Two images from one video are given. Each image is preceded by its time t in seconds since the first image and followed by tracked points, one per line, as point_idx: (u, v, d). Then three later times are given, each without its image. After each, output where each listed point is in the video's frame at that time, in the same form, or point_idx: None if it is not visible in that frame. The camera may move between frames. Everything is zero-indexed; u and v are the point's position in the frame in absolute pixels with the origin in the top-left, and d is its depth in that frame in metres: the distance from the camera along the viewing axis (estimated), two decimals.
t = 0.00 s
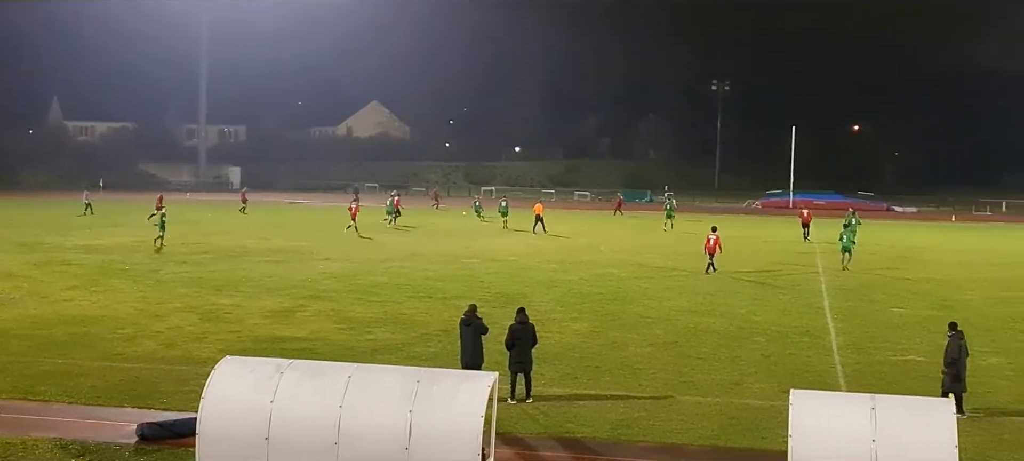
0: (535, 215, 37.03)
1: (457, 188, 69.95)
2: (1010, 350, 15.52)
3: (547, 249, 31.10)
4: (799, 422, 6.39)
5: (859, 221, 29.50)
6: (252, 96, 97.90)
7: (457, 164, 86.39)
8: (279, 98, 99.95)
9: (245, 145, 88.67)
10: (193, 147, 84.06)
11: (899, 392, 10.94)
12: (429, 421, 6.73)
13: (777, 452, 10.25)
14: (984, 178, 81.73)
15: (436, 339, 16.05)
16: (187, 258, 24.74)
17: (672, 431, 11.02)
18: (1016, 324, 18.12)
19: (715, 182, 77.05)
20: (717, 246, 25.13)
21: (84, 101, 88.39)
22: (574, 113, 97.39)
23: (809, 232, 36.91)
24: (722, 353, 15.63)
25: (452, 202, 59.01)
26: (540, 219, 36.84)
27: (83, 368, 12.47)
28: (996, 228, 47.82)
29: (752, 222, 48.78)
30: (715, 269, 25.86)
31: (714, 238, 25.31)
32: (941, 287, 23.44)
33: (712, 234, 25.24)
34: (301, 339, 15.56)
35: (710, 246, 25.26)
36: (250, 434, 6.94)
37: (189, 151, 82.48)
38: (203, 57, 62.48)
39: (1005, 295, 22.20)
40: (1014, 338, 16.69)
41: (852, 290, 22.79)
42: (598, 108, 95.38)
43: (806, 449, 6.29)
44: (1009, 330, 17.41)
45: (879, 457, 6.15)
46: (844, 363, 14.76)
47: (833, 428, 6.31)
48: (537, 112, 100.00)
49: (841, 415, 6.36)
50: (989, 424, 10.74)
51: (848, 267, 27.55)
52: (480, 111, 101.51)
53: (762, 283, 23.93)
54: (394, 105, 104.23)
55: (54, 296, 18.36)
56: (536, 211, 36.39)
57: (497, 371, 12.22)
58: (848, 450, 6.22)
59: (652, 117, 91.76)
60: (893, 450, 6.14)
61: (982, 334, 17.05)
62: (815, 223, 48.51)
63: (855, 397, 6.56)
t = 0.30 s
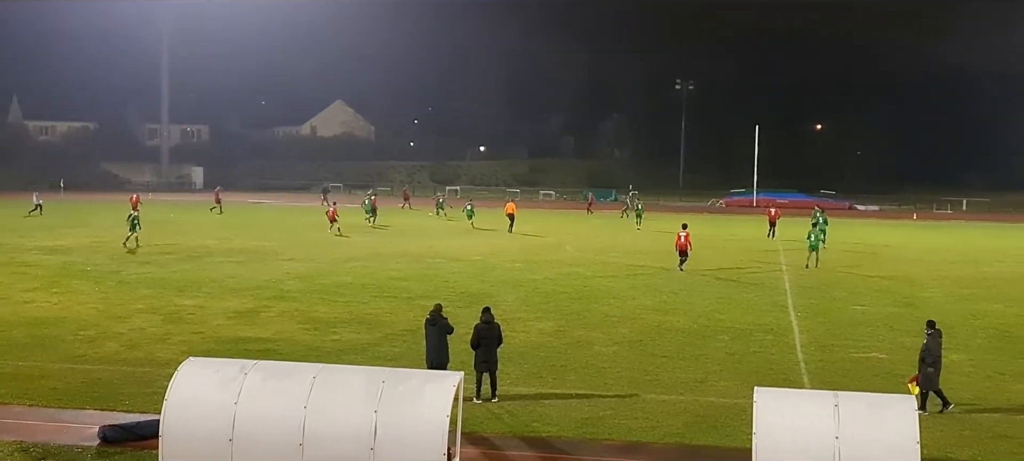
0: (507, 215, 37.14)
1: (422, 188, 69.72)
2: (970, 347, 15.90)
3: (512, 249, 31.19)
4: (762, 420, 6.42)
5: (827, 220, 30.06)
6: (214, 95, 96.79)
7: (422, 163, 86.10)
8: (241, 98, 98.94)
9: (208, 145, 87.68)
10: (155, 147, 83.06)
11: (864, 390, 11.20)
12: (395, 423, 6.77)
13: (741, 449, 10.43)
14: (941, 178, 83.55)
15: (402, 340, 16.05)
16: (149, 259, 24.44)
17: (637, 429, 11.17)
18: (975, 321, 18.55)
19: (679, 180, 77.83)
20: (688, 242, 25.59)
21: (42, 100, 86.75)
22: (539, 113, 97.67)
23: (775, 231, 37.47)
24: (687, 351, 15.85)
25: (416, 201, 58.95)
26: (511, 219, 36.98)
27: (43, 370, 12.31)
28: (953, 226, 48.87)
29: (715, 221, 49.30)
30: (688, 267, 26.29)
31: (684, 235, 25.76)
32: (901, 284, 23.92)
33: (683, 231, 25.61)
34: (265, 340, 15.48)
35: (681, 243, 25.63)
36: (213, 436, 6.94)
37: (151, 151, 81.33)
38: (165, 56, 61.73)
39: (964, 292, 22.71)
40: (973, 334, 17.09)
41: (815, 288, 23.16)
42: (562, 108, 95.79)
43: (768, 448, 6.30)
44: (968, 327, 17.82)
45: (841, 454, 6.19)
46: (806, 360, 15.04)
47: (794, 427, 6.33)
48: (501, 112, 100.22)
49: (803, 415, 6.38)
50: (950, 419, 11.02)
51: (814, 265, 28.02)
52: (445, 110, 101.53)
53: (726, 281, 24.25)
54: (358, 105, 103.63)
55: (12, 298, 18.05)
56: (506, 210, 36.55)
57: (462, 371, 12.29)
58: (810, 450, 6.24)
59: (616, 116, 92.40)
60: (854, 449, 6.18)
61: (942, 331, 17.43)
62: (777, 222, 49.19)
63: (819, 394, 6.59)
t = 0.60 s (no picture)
0: (489, 214, 37.23)
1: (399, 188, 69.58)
2: (942, 345, 16.18)
3: (489, 249, 31.23)
4: (740, 419, 6.37)
5: (806, 220, 30.56)
6: (188, 94, 96.09)
7: (398, 163, 85.91)
8: (216, 97, 98.26)
9: (182, 145, 87.02)
10: (129, 148, 82.18)
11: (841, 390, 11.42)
12: (370, 423, 6.80)
13: (716, 447, 10.55)
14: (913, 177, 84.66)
15: (378, 340, 16.07)
16: (123, 260, 24.25)
17: (613, 428, 11.27)
18: (949, 319, 18.87)
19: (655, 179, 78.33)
20: (672, 242, 25.89)
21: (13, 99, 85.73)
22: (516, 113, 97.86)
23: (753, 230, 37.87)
24: (663, 350, 15.99)
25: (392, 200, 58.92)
26: (493, 218, 37.11)
27: (15, 373, 12.21)
28: (926, 225, 49.57)
29: (690, 220, 49.61)
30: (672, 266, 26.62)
31: (668, 235, 26.06)
32: (876, 283, 24.30)
33: (667, 231, 25.94)
34: (241, 341, 15.43)
35: (665, 243, 25.96)
36: (188, 437, 6.95)
37: (125, 151, 80.59)
38: (138, 56, 61.09)
39: (938, 290, 23.10)
40: (945, 332, 17.38)
41: (790, 287, 23.43)
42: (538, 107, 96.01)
43: (744, 448, 6.27)
44: (941, 325, 18.13)
45: (818, 453, 6.17)
46: (782, 359, 15.22)
47: (768, 425, 6.32)
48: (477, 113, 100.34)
49: (777, 413, 6.36)
50: (923, 416, 11.23)
51: (794, 263, 28.42)
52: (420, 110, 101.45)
53: (703, 280, 24.50)
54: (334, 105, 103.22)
55: None
56: (489, 210, 36.68)
57: (439, 372, 12.33)
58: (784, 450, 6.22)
59: (592, 117, 92.77)
60: (829, 448, 6.16)
61: (915, 330, 17.74)
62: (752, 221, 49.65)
63: (796, 393, 6.57)
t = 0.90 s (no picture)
0: (481, 214, 37.33)
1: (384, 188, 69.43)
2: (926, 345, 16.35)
3: (474, 249, 31.25)
4: (726, 419, 6.43)
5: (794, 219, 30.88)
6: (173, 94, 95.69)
7: (383, 163, 85.75)
8: (201, 97, 97.85)
9: (167, 144, 86.61)
10: (113, 148, 81.70)
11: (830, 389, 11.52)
12: (355, 423, 6.83)
13: (702, 446, 10.62)
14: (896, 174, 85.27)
15: (364, 340, 16.08)
16: (106, 260, 24.12)
17: (599, 428, 11.34)
18: (933, 318, 19.06)
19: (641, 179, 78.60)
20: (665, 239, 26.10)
21: None
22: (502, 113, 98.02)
23: (739, 229, 38.09)
24: (649, 350, 16.08)
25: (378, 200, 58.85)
26: (484, 218, 37.21)
27: None
28: (909, 224, 49.96)
29: (675, 220, 49.79)
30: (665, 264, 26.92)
31: (662, 233, 26.28)
32: (860, 282, 24.53)
33: (660, 229, 26.18)
34: (225, 341, 15.39)
35: (657, 242, 26.20)
36: (172, 439, 6.96)
37: (109, 151, 80.09)
38: (121, 55, 60.71)
39: (923, 289, 23.33)
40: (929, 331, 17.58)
41: (775, 286, 23.60)
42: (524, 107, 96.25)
43: (730, 447, 6.31)
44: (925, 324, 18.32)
45: (803, 452, 6.23)
46: (767, 358, 15.34)
47: (755, 424, 6.38)
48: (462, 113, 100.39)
49: (762, 412, 6.43)
50: (909, 415, 11.36)
51: (781, 262, 28.66)
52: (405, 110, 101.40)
53: (688, 280, 24.64)
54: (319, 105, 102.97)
55: None
56: (481, 209, 36.65)
57: (424, 372, 12.35)
58: (769, 449, 6.27)
59: (578, 117, 92.98)
60: (813, 447, 6.22)
61: (899, 329, 17.91)
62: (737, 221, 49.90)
63: (779, 392, 6.65)
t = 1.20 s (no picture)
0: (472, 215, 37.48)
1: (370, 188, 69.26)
2: (910, 344, 16.51)
3: (461, 249, 31.29)
4: (713, 418, 6.47)
5: (781, 218, 31.11)
6: (158, 94, 95.26)
7: (370, 163, 85.53)
8: (186, 97, 97.34)
9: (152, 145, 86.09)
10: (98, 148, 81.09)
11: (820, 388, 11.63)
12: (342, 423, 6.84)
13: (689, 446, 10.67)
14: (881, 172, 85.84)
15: (350, 340, 16.08)
16: (90, 261, 24.00)
17: (585, 427, 11.39)
18: (918, 317, 19.24)
19: (627, 179, 78.80)
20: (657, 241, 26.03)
21: None
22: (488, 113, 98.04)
23: (725, 228, 38.27)
24: (635, 350, 16.15)
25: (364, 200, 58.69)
26: (476, 219, 37.34)
27: None
28: (893, 223, 50.28)
29: (660, 220, 49.96)
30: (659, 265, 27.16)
31: (654, 234, 26.26)
32: (845, 281, 24.70)
33: (652, 228, 26.38)
34: (212, 341, 15.36)
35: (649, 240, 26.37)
36: (156, 439, 6.95)
37: (93, 152, 79.50)
38: (106, 53, 60.27)
39: (907, 289, 23.52)
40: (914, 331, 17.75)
41: (761, 286, 23.72)
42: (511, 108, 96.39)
43: (720, 447, 6.36)
44: (910, 324, 18.49)
45: (790, 452, 6.27)
46: (754, 358, 15.44)
47: (747, 423, 6.42)
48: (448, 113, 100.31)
49: (751, 411, 6.48)
50: (897, 414, 11.49)
51: (768, 261, 28.83)
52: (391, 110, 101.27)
53: (674, 280, 24.76)
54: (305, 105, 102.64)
55: None
56: (474, 211, 37.15)
57: (411, 372, 12.37)
58: (758, 448, 6.32)
59: (564, 117, 93.11)
60: (802, 445, 6.28)
61: (884, 328, 18.06)
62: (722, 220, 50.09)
63: (767, 392, 6.69)
